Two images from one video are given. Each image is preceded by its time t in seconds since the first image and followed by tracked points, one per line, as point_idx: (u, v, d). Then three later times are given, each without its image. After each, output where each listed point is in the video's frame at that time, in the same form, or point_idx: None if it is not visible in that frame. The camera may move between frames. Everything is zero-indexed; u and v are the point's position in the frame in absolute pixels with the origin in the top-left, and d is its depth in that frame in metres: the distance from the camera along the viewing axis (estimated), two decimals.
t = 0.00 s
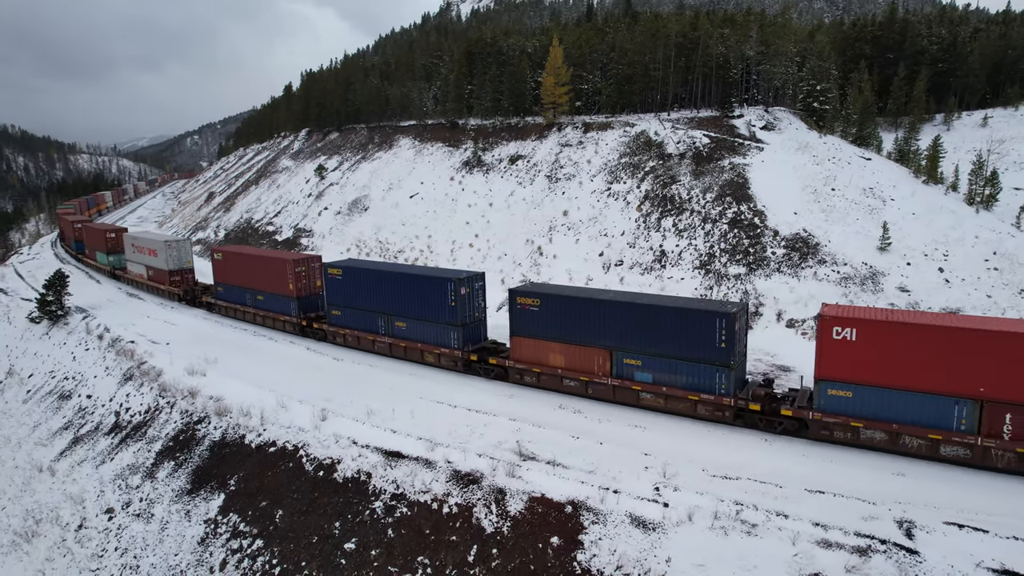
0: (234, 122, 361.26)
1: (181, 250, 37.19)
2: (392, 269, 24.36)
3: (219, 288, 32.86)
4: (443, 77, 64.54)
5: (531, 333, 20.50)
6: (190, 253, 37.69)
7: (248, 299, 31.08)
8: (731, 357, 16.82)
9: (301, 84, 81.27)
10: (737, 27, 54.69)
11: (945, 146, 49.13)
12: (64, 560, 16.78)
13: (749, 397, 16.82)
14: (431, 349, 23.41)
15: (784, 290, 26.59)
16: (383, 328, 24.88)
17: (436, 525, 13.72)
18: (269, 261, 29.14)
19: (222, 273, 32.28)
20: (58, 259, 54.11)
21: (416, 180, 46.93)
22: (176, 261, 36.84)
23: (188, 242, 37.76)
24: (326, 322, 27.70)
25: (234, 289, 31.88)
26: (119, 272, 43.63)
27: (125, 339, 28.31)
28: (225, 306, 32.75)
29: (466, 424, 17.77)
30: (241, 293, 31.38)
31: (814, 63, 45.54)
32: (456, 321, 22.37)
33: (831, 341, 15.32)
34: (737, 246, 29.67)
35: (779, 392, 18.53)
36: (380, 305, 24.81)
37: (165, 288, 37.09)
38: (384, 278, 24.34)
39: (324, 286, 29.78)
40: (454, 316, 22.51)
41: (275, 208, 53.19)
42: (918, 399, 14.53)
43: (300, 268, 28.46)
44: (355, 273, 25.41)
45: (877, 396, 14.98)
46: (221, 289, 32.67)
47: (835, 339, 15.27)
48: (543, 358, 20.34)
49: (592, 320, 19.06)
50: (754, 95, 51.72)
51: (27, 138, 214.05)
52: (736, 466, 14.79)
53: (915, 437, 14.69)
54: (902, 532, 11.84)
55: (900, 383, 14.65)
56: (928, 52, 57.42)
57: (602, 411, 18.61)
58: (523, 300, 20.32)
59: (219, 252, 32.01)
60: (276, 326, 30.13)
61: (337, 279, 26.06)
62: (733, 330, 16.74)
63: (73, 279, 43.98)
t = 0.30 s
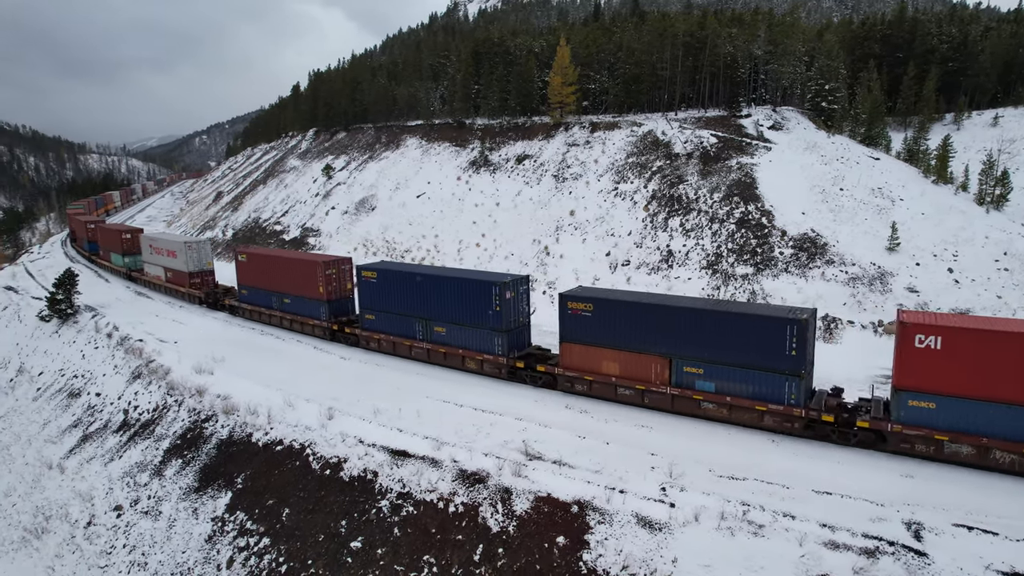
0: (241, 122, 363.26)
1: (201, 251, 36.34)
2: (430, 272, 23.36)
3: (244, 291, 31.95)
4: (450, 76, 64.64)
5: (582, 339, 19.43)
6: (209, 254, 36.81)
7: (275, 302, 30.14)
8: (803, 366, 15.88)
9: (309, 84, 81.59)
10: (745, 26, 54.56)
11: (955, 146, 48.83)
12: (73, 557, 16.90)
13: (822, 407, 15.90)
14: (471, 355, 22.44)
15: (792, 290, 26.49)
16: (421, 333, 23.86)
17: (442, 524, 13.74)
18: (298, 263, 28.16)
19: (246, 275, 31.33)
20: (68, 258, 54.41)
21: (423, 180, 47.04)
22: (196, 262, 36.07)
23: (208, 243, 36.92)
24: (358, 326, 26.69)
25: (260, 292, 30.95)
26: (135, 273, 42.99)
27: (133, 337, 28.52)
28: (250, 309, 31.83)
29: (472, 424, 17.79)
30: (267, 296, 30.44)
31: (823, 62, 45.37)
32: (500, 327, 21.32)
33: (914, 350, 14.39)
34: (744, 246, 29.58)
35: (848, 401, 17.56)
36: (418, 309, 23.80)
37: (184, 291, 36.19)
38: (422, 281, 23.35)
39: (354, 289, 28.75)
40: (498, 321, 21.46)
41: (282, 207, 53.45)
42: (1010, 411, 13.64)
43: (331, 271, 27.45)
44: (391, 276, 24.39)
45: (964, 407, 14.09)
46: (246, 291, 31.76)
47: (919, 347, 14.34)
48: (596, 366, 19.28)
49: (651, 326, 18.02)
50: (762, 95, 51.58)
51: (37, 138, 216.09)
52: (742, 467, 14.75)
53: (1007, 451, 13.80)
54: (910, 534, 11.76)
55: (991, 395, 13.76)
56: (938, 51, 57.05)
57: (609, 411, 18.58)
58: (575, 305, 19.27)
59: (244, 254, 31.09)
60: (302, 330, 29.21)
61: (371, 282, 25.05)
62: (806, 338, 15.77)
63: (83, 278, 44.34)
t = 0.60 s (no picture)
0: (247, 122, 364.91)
1: (221, 253, 35.35)
2: (471, 274, 22.25)
3: (268, 293, 30.91)
4: (456, 76, 64.70)
5: (637, 346, 18.34)
6: (229, 256, 35.83)
7: (301, 306, 29.08)
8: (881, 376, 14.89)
9: (316, 84, 81.90)
10: (751, 25, 54.47)
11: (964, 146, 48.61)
12: (81, 554, 16.99)
13: (901, 419, 14.96)
14: (514, 362, 21.31)
15: (798, 290, 26.41)
16: (460, 339, 22.78)
17: (448, 523, 13.77)
18: (326, 265, 27.08)
19: (271, 277, 30.32)
20: (77, 258, 54.62)
21: (429, 179, 47.11)
22: (215, 264, 35.02)
23: (228, 244, 35.94)
24: (391, 331, 25.60)
25: (285, 295, 29.90)
26: (148, 274, 42.56)
27: (140, 336, 28.66)
28: (274, 313, 30.80)
29: (478, 423, 17.82)
30: (293, 299, 29.39)
31: (830, 61, 45.22)
32: (547, 333, 20.18)
33: (1003, 360, 13.48)
34: (750, 246, 29.51)
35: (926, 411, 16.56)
36: (456, 313, 22.71)
37: (204, 293, 35.22)
38: (462, 283, 22.23)
39: (385, 292, 27.68)
40: (545, 327, 20.29)
41: (289, 207, 53.65)
42: None
43: (362, 273, 26.35)
44: (427, 279, 23.28)
45: None
46: (271, 294, 30.72)
47: (1009, 357, 13.42)
48: (652, 374, 18.21)
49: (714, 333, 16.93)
50: (768, 95, 51.49)
51: (46, 138, 217.68)
52: (748, 467, 14.71)
53: None
54: (917, 534, 11.69)
55: None
56: (946, 50, 56.74)
57: (614, 411, 18.57)
58: (630, 310, 18.14)
59: (269, 255, 30.03)
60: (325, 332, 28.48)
61: (406, 285, 23.97)
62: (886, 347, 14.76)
63: (91, 277, 44.63)
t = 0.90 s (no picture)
0: (253, 122, 366.32)
1: (240, 254, 34.40)
2: (513, 278, 21.34)
3: (292, 296, 29.90)
4: (461, 75, 64.73)
5: (696, 354, 17.49)
6: (249, 257, 34.87)
7: (329, 309, 28.10)
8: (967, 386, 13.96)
9: (321, 84, 82.09)
10: (757, 24, 54.42)
11: (971, 146, 48.49)
12: (87, 551, 17.07)
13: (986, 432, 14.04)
14: (561, 370, 20.40)
15: (804, 290, 26.35)
16: (501, 345, 21.83)
17: (452, 522, 13.79)
18: (357, 268, 26.13)
19: (295, 281, 29.42)
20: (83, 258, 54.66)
21: (434, 179, 47.18)
22: (235, 266, 34.17)
23: (248, 245, 34.97)
24: (426, 336, 24.66)
25: (311, 298, 28.89)
26: (164, 275, 41.81)
27: (146, 335, 28.84)
28: (298, 316, 29.79)
29: (483, 422, 17.84)
30: (320, 303, 28.42)
31: (836, 61, 45.09)
32: (598, 340, 19.27)
33: None
34: (756, 246, 29.44)
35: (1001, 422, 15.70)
36: (498, 318, 21.78)
37: (223, 296, 34.33)
38: (504, 287, 21.32)
39: (416, 296, 26.78)
40: (595, 334, 19.37)
41: (294, 206, 53.82)
42: None
43: (395, 276, 25.43)
44: (466, 283, 22.38)
45: None
46: (295, 297, 29.71)
47: None
48: (711, 383, 17.32)
49: (782, 340, 16.06)
50: (774, 94, 51.40)
51: (52, 138, 218.98)
52: (753, 467, 14.68)
53: None
54: (923, 535, 11.63)
55: None
56: (954, 49, 56.51)
57: (619, 411, 18.55)
58: (690, 316, 17.31)
59: (294, 257, 29.04)
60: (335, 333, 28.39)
61: (444, 289, 23.10)
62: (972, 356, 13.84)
63: (98, 276, 44.89)
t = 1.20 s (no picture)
0: (257, 123, 366.99)
1: (260, 256, 33.38)
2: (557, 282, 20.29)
3: (317, 300, 28.87)
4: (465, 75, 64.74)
5: (760, 362, 16.44)
6: (268, 259, 33.83)
7: (356, 314, 27.05)
8: None
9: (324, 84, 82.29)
10: (761, 24, 54.36)
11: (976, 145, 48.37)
12: (92, 549, 17.14)
13: None
14: (610, 378, 19.27)
15: (807, 290, 26.30)
16: (545, 351, 20.74)
17: (455, 521, 13.79)
18: (388, 270, 25.06)
19: (320, 284, 28.41)
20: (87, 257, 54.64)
21: (437, 178, 47.23)
22: (254, 268, 33.11)
23: (267, 247, 33.95)
24: (462, 342, 23.59)
25: (338, 302, 27.81)
26: (177, 278, 40.71)
27: (151, 334, 28.97)
28: (324, 321, 28.74)
29: (486, 421, 17.83)
30: (348, 307, 27.37)
31: (840, 60, 44.96)
32: (652, 347, 18.12)
33: None
34: (759, 245, 29.37)
35: None
36: (541, 323, 20.71)
37: (240, 299, 33.33)
38: (548, 291, 20.25)
39: (449, 299, 25.61)
40: (648, 341, 18.24)
41: (298, 206, 53.90)
42: None
43: (427, 280, 24.29)
44: (507, 286, 21.34)
45: None
46: (321, 301, 28.67)
47: None
48: (774, 393, 16.34)
49: (860, 348, 14.99)
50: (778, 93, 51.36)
51: (57, 138, 219.74)
52: (757, 467, 14.64)
53: None
54: (928, 535, 11.57)
55: None
56: (959, 48, 56.29)
57: (623, 410, 18.51)
58: (753, 322, 16.26)
59: (319, 260, 27.98)
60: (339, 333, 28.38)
61: (483, 292, 22.11)
62: None
63: (102, 276, 45.06)
